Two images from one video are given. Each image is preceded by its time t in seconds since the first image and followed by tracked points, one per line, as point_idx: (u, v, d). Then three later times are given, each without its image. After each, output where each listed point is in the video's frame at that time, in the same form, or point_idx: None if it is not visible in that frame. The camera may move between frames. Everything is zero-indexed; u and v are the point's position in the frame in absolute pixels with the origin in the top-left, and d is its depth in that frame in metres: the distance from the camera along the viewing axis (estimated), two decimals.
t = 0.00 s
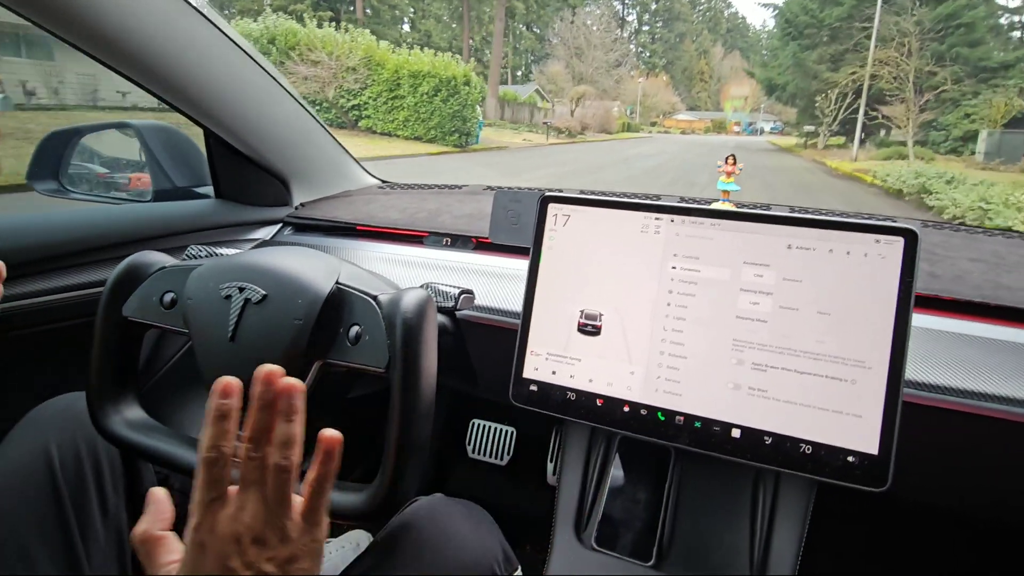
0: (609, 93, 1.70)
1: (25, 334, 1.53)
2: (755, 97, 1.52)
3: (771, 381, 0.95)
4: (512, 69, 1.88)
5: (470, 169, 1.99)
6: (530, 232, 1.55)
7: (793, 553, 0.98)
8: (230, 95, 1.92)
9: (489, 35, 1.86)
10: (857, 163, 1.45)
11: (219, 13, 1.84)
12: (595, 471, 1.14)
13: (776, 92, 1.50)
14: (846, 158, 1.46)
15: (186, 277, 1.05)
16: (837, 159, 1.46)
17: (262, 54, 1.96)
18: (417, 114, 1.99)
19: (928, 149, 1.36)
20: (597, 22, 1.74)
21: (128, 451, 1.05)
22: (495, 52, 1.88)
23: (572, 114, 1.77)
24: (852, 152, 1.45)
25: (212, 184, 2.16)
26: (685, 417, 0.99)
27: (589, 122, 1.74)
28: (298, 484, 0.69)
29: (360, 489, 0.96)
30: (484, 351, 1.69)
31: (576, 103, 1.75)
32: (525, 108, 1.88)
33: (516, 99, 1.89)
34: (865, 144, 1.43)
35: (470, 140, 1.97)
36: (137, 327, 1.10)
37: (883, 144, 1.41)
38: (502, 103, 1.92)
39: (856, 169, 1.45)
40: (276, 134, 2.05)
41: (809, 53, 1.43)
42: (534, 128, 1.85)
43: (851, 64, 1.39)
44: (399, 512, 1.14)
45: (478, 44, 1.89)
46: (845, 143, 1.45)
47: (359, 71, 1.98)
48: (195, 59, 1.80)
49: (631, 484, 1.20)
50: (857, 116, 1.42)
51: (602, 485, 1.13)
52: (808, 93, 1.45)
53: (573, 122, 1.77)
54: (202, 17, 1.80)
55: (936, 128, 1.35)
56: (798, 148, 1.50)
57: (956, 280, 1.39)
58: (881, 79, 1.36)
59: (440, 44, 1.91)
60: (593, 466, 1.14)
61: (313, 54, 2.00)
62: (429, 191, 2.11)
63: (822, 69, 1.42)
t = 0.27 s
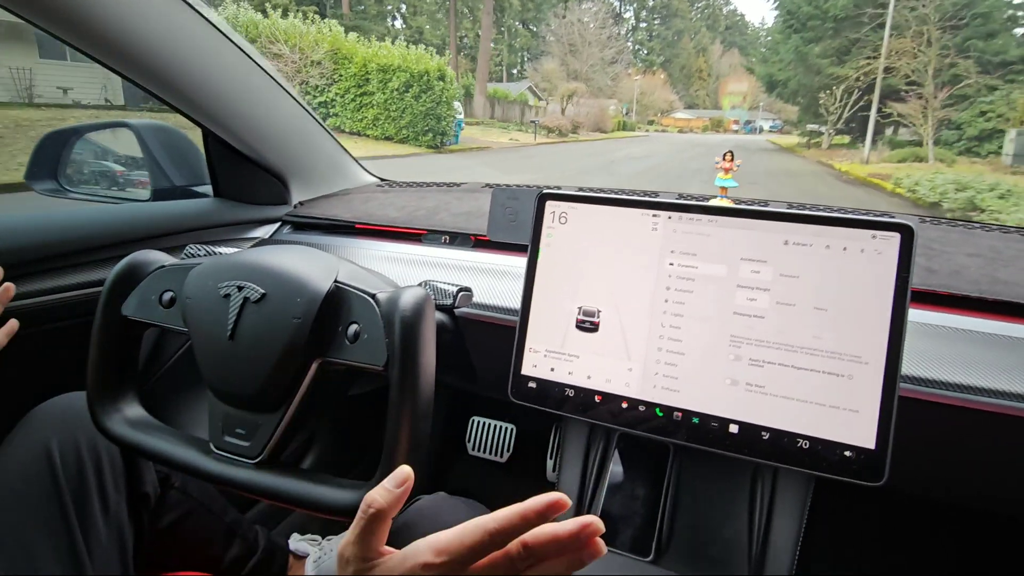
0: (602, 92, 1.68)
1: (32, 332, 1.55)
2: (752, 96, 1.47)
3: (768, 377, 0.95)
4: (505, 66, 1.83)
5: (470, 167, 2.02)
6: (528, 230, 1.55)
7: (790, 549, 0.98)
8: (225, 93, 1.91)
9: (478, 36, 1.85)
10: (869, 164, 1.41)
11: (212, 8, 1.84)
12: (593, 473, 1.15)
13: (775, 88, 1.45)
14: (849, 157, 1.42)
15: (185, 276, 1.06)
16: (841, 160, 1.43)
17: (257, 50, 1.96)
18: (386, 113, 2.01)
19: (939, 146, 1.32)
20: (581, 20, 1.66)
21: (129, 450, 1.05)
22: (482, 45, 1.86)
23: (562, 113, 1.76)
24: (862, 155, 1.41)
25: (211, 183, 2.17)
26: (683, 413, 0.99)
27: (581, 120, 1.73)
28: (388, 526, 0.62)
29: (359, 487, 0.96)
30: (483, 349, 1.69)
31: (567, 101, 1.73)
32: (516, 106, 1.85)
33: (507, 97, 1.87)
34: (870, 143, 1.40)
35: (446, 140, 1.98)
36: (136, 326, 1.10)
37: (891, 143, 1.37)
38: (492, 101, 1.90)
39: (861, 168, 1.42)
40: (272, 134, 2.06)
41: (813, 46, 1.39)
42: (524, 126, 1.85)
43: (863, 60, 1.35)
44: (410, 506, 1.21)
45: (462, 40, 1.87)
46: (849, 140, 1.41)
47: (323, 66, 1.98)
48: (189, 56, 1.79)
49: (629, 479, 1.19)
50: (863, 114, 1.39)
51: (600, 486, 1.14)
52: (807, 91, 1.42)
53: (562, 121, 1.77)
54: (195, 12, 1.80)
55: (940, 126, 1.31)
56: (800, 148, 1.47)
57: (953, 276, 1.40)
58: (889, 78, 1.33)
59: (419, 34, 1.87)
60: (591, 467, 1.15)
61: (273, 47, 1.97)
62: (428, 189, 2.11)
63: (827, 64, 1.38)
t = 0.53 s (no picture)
0: (600, 91, 1.67)
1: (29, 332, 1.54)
2: (751, 96, 1.48)
3: (765, 378, 0.95)
4: (501, 64, 1.86)
5: (466, 167, 2.05)
6: (526, 230, 1.55)
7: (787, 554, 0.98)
8: (223, 94, 1.91)
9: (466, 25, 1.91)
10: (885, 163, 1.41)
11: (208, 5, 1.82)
12: (591, 474, 1.13)
13: (777, 86, 1.46)
14: (858, 157, 1.43)
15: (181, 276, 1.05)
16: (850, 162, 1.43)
17: (255, 51, 1.96)
18: (354, 109, 2.09)
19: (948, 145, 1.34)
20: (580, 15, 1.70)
21: (124, 452, 1.05)
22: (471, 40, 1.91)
23: (552, 109, 1.77)
24: (877, 157, 1.42)
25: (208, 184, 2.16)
26: (680, 414, 0.99)
27: (575, 118, 1.73)
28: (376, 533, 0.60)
29: (353, 488, 0.96)
30: (480, 350, 1.69)
31: (559, 99, 1.74)
32: (507, 103, 1.88)
33: (499, 94, 1.89)
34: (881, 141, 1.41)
35: (419, 139, 2.04)
36: (132, 327, 1.10)
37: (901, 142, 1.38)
38: (484, 99, 1.93)
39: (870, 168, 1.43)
40: (271, 135, 2.06)
41: (818, 40, 1.39)
42: (511, 124, 1.88)
43: (871, 49, 1.35)
44: (405, 509, 1.21)
45: (455, 36, 1.95)
46: (856, 140, 1.43)
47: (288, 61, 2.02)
48: (187, 57, 1.79)
49: (627, 481, 1.15)
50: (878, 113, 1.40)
51: (597, 488, 1.13)
52: (807, 90, 1.44)
53: (551, 119, 1.77)
54: (190, 10, 1.78)
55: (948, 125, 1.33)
56: (805, 150, 1.48)
57: (951, 277, 1.40)
58: (907, 73, 1.34)
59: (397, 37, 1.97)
60: (588, 468, 1.14)
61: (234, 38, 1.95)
62: (426, 189, 2.11)
63: (828, 60, 1.39)
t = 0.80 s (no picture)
0: (599, 89, 1.70)
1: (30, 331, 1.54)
2: (751, 94, 1.51)
3: (767, 377, 0.95)
4: (499, 60, 1.86)
5: (466, 164, 2.05)
6: (527, 229, 1.55)
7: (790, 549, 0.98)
8: (225, 94, 1.91)
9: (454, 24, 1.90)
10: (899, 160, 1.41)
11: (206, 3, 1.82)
12: (593, 471, 1.14)
13: (782, 80, 1.48)
14: (872, 152, 1.43)
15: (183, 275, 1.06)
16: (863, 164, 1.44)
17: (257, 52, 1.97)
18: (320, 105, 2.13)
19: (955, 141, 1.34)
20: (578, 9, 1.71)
21: (127, 451, 1.05)
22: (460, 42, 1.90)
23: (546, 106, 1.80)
24: (896, 158, 1.41)
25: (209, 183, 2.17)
26: (682, 412, 0.99)
27: (569, 115, 1.77)
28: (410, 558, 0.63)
29: (356, 487, 0.96)
30: (482, 349, 1.69)
31: (553, 94, 1.77)
32: (500, 100, 1.89)
33: (491, 91, 1.90)
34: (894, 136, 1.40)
35: (393, 139, 2.11)
36: (135, 327, 1.10)
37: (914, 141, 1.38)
38: (476, 96, 1.93)
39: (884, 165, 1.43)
40: (273, 135, 2.06)
41: (826, 31, 1.40)
42: (500, 121, 1.89)
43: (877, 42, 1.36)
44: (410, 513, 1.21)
45: (449, 33, 1.92)
46: (864, 138, 1.43)
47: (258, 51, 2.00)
48: (189, 57, 1.79)
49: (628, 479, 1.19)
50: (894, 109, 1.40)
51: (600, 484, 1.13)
52: (810, 85, 1.45)
53: (545, 115, 1.80)
54: (190, 8, 1.78)
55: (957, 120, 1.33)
56: (812, 149, 1.49)
57: (953, 275, 1.40)
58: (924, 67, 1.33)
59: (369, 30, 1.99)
60: (590, 465, 1.14)
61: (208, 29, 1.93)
62: (427, 189, 2.12)
63: (833, 54, 1.40)
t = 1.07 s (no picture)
0: (595, 85, 1.70)
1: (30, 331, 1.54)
2: (753, 91, 1.53)
3: (769, 375, 0.94)
4: (496, 56, 1.84)
5: (466, 162, 2.05)
6: (528, 227, 1.55)
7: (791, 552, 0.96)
8: (226, 93, 1.91)
9: (444, 21, 1.84)
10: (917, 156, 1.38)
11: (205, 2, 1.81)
12: (593, 470, 1.13)
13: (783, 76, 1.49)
14: (876, 150, 1.42)
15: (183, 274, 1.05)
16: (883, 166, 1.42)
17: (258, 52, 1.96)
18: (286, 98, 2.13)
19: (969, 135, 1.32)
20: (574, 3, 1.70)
21: (127, 450, 1.05)
22: (450, 39, 1.85)
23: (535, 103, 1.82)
24: (917, 161, 1.38)
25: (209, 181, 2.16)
26: (684, 411, 0.99)
27: (563, 113, 1.77)
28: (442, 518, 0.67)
29: (356, 486, 0.95)
30: (483, 348, 1.68)
31: (545, 92, 1.78)
32: (493, 96, 1.91)
33: (484, 87, 1.91)
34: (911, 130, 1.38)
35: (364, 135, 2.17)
36: (134, 325, 1.10)
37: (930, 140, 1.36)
38: (468, 93, 1.93)
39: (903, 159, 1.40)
40: (273, 134, 2.06)
41: (832, 23, 1.39)
42: (489, 119, 1.92)
43: (884, 36, 1.34)
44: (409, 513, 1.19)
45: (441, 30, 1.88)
46: (871, 137, 1.43)
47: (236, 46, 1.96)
48: (190, 56, 1.79)
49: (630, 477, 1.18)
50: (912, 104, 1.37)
51: (600, 485, 1.13)
52: (815, 79, 1.44)
53: (535, 113, 1.82)
54: (189, 5, 1.78)
55: (976, 117, 1.30)
56: (818, 148, 1.50)
57: (955, 273, 1.40)
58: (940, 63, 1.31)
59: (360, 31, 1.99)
60: (591, 464, 1.14)
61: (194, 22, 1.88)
62: (428, 187, 2.11)
63: (837, 47, 1.39)
